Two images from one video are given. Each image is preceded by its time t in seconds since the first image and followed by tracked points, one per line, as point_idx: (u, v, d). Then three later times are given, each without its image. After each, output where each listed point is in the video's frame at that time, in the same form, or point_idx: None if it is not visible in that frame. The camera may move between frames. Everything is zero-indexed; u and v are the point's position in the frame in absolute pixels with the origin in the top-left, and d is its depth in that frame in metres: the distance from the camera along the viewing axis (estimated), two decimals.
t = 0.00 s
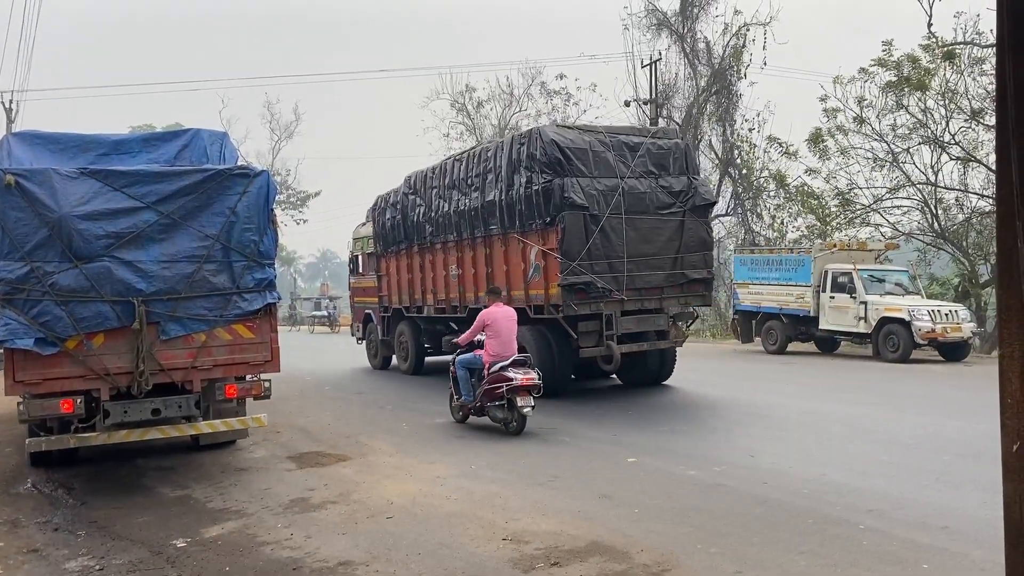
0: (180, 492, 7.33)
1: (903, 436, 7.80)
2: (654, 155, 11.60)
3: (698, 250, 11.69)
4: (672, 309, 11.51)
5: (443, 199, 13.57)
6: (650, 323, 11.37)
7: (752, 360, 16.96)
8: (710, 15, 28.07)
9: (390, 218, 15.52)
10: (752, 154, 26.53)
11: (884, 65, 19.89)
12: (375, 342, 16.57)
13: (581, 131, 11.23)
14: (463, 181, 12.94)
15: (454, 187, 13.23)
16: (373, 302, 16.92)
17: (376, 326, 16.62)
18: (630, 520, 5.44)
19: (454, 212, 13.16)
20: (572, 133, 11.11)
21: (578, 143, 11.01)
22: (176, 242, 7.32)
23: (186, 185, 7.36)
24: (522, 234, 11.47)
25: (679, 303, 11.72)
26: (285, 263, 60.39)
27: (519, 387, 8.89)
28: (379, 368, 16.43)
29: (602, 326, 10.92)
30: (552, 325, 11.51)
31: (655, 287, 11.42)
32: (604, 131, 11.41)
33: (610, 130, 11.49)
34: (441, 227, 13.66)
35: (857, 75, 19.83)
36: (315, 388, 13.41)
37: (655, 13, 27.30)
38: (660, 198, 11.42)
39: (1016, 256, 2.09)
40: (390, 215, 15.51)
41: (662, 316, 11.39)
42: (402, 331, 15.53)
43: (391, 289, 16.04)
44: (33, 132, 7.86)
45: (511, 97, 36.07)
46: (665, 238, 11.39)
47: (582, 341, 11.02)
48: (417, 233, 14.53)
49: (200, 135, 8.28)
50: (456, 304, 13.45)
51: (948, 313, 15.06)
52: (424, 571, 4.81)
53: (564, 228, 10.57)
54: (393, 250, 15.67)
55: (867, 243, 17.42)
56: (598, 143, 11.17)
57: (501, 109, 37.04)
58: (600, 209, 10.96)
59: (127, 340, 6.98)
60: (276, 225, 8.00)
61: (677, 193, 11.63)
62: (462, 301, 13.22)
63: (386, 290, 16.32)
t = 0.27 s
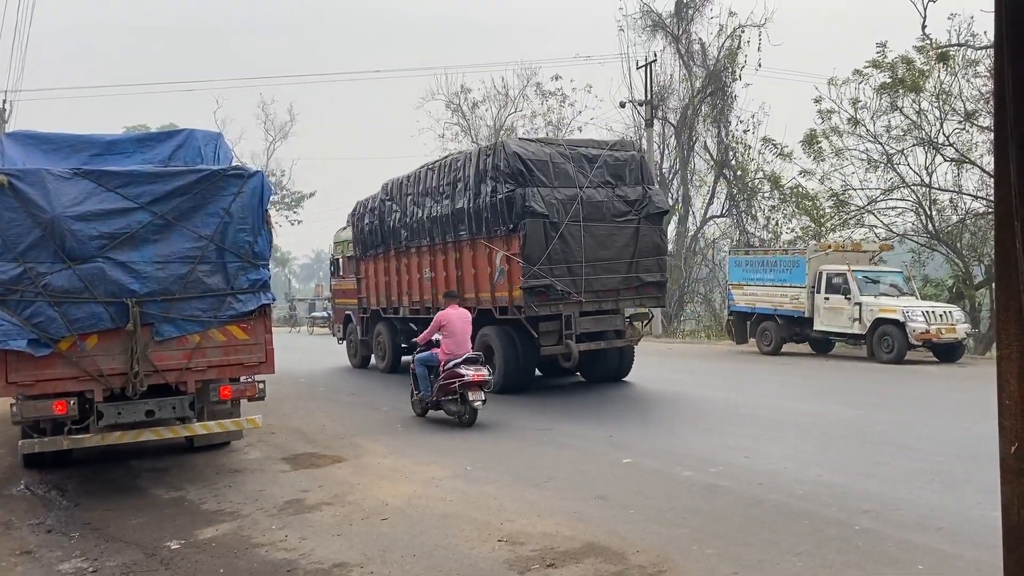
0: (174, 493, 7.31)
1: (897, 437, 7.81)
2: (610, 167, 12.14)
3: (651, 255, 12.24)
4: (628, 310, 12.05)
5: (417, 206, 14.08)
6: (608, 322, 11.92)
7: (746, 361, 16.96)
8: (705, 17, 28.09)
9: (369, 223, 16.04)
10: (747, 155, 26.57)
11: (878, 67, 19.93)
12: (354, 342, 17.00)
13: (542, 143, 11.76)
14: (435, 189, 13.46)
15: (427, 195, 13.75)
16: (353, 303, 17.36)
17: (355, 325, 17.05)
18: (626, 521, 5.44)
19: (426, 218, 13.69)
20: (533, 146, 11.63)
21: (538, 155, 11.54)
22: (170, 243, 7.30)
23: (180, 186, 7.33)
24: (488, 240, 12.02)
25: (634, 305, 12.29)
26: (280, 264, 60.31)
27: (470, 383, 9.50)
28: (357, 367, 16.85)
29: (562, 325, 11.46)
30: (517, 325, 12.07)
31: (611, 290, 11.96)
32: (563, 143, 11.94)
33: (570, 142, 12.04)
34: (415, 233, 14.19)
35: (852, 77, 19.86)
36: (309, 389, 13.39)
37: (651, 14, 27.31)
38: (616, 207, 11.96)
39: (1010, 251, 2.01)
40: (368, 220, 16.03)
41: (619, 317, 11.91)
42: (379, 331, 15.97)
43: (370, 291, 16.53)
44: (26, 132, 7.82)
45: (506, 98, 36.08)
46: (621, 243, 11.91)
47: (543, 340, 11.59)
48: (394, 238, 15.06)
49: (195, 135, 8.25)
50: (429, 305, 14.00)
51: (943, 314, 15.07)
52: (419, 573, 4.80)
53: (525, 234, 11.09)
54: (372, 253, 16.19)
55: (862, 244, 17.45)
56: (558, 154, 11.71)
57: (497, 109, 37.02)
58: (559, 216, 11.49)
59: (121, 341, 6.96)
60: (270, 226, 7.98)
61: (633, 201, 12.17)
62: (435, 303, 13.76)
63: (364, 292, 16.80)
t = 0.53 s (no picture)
0: (169, 494, 7.30)
1: (891, 437, 7.83)
2: (570, 176, 12.92)
3: (611, 259, 13.01)
4: (588, 311, 12.79)
5: (392, 212, 14.76)
6: (569, 322, 12.64)
7: (742, 361, 16.98)
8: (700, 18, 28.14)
9: (347, 228, 16.65)
10: (742, 156, 26.62)
11: (873, 68, 19.98)
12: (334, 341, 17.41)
13: (506, 155, 12.53)
14: (409, 196, 14.15)
15: (401, 201, 14.41)
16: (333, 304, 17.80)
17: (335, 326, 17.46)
18: (621, 521, 5.44)
19: (400, 224, 14.40)
20: (499, 157, 12.39)
21: (502, 166, 12.30)
22: (164, 243, 7.28)
23: (174, 186, 7.32)
24: (456, 245, 12.76)
25: (595, 305, 13.06)
26: (275, 264, 60.21)
27: (429, 379, 10.09)
28: (337, 365, 17.25)
29: (523, 325, 12.21)
30: (484, 325, 12.80)
31: (572, 292, 12.72)
32: (526, 154, 12.72)
33: (534, 153, 12.81)
34: (390, 237, 14.85)
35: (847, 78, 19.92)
36: (304, 390, 13.37)
37: (646, 15, 27.34)
38: (576, 214, 12.73)
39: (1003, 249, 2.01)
40: (346, 225, 16.64)
41: (580, 317, 12.64)
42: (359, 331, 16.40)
43: (348, 293, 17.02)
44: (20, 132, 7.80)
45: (502, 99, 36.11)
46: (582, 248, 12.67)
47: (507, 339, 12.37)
48: (370, 242, 15.71)
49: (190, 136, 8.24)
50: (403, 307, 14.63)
51: (938, 315, 15.13)
52: (415, 573, 4.79)
53: (490, 239, 11.84)
54: (349, 256, 16.73)
55: (857, 244, 17.51)
56: (521, 165, 12.49)
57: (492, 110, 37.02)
58: (522, 223, 12.24)
59: (115, 341, 6.93)
60: (266, 226, 7.97)
61: (593, 208, 12.95)
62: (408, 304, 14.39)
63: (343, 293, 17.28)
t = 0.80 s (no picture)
0: (165, 495, 7.30)
1: (886, 438, 7.86)
2: (534, 186, 13.62)
3: (573, 263, 13.73)
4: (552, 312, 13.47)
5: (369, 218, 15.40)
6: (534, 324, 13.32)
7: (737, 362, 17.02)
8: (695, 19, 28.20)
9: (327, 232, 17.25)
10: (737, 157, 26.68)
11: (867, 70, 20.05)
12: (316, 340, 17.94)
13: (474, 165, 13.21)
14: (384, 204, 14.79)
15: (377, 208, 15.05)
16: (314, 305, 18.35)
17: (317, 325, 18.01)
18: (617, 522, 5.45)
19: (376, 230, 15.06)
20: (466, 167, 13.07)
21: (470, 176, 12.98)
22: (160, 245, 7.28)
23: (170, 187, 7.31)
24: (428, 250, 13.42)
25: (558, 307, 13.76)
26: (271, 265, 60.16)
27: (392, 376, 10.70)
28: (319, 363, 17.78)
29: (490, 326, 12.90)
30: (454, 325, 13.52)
31: (536, 294, 13.40)
32: (494, 164, 13.41)
33: (500, 164, 13.50)
34: (368, 243, 15.50)
35: (841, 80, 19.99)
36: (300, 391, 13.37)
37: (641, 17, 27.39)
38: (540, 221, 13.42)
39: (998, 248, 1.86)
40: (327, 230, 17.24)
41: (544, 318, 13.32)
42: (339, 331, 16.95)
43: (329, 294, 17.59)
44: (15, 133, 7.78)
45: (498, 101, 36.17)
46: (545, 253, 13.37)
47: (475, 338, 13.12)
48: (349, 246, 16.34)
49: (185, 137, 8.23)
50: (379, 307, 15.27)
51: (931, 316, 15.20)
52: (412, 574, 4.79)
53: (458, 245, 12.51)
54: (330, 259, 17.32)
55: (852, 246, 17.58)
56: (489, 175, 13.17)
57: (488, 111, 37.04)
58: (488, 229, 12.92)
59: (111, 343, 6.93)
60: (262, 228, 7.98)
61: (556, 216, 13.67)
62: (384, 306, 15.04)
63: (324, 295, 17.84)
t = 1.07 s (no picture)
0: (162, 495, 7.29)
1: (883, 437, 7.87)
2: (504, 192, 14.09)
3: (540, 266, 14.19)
4: (521, 311, 13.92)
5: (348, 223, 15.88)
6: (502, 323, 13.80)
7: (735, 361, 17.02)
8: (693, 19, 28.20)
9: (310, 235, 17.70)
10: (735, 157, 26.69)
11: (865, 70, 20.07)
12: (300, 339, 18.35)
13: (447, 173, 13.69)
14: (362, 209, 15.27)
15: (356, 213, 15.52)
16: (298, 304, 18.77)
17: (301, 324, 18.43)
18: (615, 522, 5.46)
19: (356, 233, 15.53)
20: (439, 175, 13.56)
21: (443, 183, 13.46)
22: (158, 244, 7.28)
23: (168, 186, 7.32)
24: (403, 253, 13.89)
25: (527, 306, 14.22)
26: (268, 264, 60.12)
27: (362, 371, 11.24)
28: (304, 361, 18.17)
29: (459, 325, 13.38)
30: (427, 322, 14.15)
31: (505, 294, 13.86)
32: (465, 172, 13.91)
33: (471, 171, 13.99)
34: (347, 246, 15.98)
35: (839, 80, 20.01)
36: (297, 390, 13.37)
37: (639, 17, 27.39)
38: (509, 226, 13.87)
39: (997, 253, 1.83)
40: (309, 233, 17.69)
41: (513, 317, 13.76)
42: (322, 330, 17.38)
43: (312, 294, 17.99)
44: (12, 132, 7.76)
45: (495, 100, 36.17)
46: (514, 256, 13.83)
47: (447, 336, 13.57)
48: (330, 249, 16.79)
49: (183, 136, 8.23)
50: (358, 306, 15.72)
51: (929, 315, 15.21)
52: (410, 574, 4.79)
53: (429, 249, 12.99)
54: (312, 261, 17.76)
55: (849, 245, 17.60)
56: (461, 182, 13.66)
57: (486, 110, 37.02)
58: (459, 234, 13.40)
59: (109, 342, 6.92)
60: (260, 227, 8.00)
61: (525, 220, 14.14)
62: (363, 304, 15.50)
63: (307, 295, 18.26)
